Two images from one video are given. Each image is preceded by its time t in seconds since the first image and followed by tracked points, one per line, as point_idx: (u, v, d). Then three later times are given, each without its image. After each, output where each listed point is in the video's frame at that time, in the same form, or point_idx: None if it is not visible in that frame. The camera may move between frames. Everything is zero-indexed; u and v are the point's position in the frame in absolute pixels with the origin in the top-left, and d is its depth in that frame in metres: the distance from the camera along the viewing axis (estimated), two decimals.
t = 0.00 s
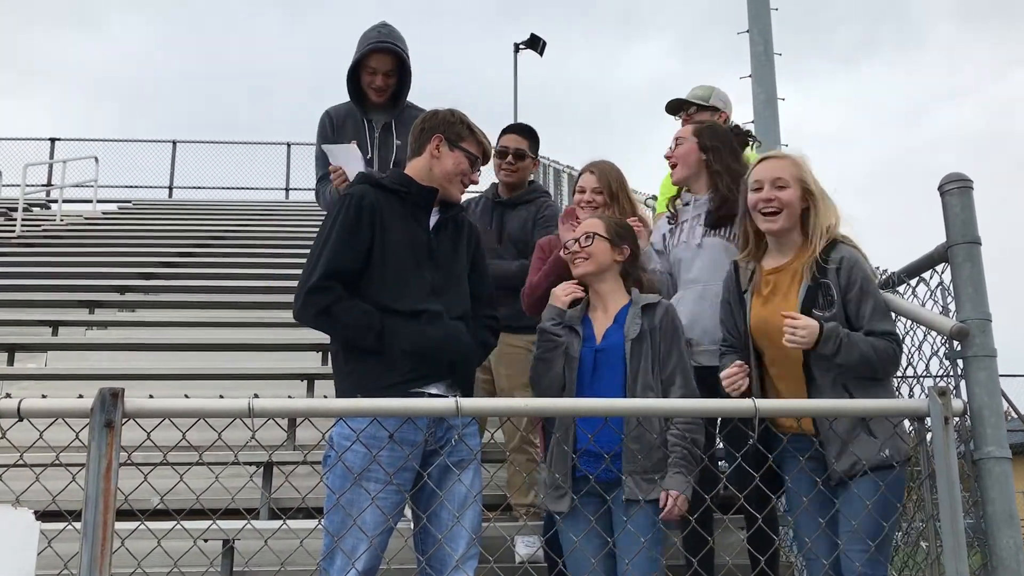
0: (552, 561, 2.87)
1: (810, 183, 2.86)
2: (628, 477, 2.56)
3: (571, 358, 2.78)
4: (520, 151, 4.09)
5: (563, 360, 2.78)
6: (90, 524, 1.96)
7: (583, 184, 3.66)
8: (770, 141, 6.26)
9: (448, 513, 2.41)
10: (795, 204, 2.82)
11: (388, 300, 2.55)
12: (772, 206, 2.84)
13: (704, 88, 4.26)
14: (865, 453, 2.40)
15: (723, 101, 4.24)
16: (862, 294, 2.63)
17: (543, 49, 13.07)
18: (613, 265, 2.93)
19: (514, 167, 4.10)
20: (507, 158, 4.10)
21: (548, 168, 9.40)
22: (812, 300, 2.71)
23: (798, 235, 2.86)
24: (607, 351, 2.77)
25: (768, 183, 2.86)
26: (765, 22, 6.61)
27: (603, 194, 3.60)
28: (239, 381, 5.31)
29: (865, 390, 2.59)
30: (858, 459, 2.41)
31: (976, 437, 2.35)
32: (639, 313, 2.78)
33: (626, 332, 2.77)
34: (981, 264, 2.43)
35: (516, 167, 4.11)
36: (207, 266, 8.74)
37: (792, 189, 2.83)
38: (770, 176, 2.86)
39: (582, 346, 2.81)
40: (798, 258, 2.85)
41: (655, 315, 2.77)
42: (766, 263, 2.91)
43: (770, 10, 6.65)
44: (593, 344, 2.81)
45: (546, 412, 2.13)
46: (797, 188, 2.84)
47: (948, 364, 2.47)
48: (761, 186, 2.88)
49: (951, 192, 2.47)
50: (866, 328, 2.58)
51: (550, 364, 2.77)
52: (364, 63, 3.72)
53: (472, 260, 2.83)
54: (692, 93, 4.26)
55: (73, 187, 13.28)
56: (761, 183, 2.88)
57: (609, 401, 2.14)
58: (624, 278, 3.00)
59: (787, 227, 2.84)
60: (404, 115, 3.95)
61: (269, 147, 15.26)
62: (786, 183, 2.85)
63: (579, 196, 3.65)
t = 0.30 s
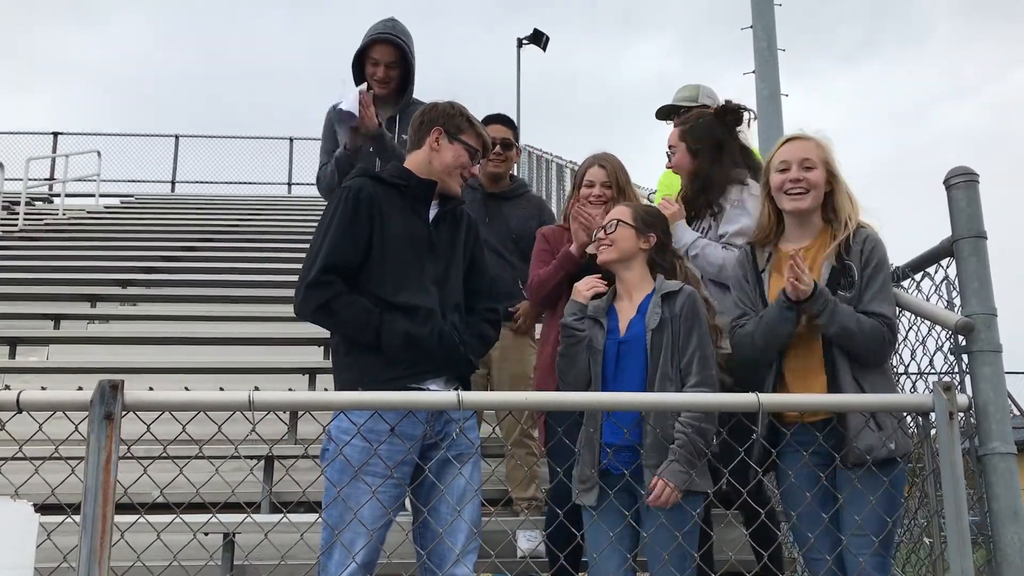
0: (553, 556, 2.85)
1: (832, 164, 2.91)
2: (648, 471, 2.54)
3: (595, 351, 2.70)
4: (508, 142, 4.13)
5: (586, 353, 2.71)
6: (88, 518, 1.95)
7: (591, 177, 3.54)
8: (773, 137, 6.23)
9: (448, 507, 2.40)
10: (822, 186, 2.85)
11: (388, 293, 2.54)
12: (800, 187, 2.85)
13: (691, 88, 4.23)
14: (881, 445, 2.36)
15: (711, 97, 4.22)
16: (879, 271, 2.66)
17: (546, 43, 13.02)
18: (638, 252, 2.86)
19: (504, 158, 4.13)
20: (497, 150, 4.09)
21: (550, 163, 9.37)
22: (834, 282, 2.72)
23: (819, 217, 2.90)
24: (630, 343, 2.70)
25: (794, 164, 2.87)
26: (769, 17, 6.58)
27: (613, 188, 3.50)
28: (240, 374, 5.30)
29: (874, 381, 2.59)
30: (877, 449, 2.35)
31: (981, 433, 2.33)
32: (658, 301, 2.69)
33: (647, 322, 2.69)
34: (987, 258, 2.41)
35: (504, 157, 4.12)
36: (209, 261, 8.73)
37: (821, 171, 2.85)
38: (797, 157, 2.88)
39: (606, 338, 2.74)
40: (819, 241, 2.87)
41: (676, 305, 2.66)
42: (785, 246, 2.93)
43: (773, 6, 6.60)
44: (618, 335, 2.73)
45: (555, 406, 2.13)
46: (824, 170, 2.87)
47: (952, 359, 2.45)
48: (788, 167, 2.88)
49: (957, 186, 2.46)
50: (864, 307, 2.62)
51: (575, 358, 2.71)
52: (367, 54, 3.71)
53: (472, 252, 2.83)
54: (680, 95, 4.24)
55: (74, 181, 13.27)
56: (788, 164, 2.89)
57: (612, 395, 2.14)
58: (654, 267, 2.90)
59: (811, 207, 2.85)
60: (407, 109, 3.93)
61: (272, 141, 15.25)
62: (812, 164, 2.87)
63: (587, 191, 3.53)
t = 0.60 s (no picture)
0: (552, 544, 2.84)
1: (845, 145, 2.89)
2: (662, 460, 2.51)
3: (608, 339, 2.69)
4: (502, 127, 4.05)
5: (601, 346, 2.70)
6: (81, 500, 1.94)
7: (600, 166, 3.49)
8: (780, 128, 6.18)
9: (445, 493, 2.39)
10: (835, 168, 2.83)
11: (386, 276, 2.51)
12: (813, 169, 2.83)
13: (683, 76, 4.19)
14: (880, 427, 2.35)
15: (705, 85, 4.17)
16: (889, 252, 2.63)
17: (553, 33, 12.94)
18: (657, 239, 2.80)
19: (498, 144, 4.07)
20: (493, 136, 4.00)
21: (556, 153, 9.33)
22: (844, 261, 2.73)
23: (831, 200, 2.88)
24: (643, 330, 2.66)
25: (808, 145, 2.85)
26: (777, 8, 6.52)
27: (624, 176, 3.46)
28: (243, 361, 5.30)
29: (877, 364, 2.58)
30: (877, 429, 2.35)
31: (986, 423, 2.30)
32: (672, 288, 2.64)
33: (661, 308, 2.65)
34: (994, 245, 2.37)
35: (499, 143, 4.04)
36: (213, 248, 8.72)
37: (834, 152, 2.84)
38: (810, 138, 2.85)
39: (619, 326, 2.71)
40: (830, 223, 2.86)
41: (690, 291, 2.61)
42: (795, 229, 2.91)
43: None
44: (631, 323, 2.70)
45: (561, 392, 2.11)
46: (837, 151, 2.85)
47: (958, 348, 2.42)
48: (801, 148, 2.86)
49: (964, 172, 2.42)
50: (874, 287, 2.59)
51: (591, 349, 2.70)
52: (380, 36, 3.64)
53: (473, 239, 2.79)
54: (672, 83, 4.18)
55: (80, 168, 13.27)
56: (801, 145, 2.86)
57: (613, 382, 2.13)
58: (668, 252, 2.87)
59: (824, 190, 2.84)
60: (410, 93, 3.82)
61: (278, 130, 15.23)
62: (825, 146, 2.85)
63: (596, 180, 3.49)
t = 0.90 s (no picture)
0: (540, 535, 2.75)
1: (839, 120, 2.75)
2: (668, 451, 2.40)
3: (612, 323, 2.58)
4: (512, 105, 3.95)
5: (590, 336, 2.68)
6: (41, 483, 1.85)
7: (584, 144, 3.35)
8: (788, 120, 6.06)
9: (426, 479, 2.29)
10: (828, 148, 2.73)
11: (371, 253, 2.43)
12: (804, 151, 2.74)
13: (686, 59, 4.03)
14: (878, 415, 2.26)
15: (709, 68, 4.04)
16: (893, 230, 2.55)
17: (560, 23, 12.80)
18: (662, 214, 2.68)
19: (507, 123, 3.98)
20: (505, 113, 3.95)
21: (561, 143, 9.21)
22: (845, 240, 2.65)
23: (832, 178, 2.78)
24: (647, 313, 2.56)
25: (794, 128, 2.75)
26: None
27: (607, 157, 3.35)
28: (236, 346, 5.22)
29: (881, 348, 2.48)
30: (875, 417, 2.26)
31: (994, 412, 2.19)
32: (677, 268, 2.53)
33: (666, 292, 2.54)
34: (1005, 227, 2.26)
35: (511, 121, 3.97)
36: (213, 236, 8.64)
37: (824, 130, 2.72)
38: (797, 120, 2.75)
39: (622, 309, 2.60)
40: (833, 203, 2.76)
41: (697, 272, 2.51)
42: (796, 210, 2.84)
43: None
44: (634, 306, 2.59)
45: (547, 375, 2.02)
46: (829, 128, 2.73)
47: (965, 334, 2.31)
48: (788, 132, 2.76)
49: (974, 150, 2.31)
50: (880, 266, 2.51)
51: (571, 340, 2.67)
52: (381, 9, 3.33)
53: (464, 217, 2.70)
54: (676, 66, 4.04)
55: (82, 154, 13.21)
56: (789, 128, 2.77)
57: (605, 364, 2.04)
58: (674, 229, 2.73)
59: (820, 171, 2.75)
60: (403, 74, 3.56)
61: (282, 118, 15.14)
62: (814, 126, 2.74)
63: (577, 157, 3.35)
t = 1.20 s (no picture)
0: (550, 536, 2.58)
1: (847, 93, 2.49)
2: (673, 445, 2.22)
3: (615, 305, 2.44)
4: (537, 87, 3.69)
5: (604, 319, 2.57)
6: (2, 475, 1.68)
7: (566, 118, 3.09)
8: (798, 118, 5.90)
9: (428, 474, 2.11)
10: (834, 129, 2.49)
11: (367, 234, 2.26)
12: (808, 136, 2.53)
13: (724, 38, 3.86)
14: (916, 408, 2.08)
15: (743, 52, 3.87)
16: (916, 213, 2.32)
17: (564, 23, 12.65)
18: (679, 189, 2.50)
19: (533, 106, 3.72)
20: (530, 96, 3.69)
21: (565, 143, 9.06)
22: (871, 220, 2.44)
23: (854, 156, 2.53)
24: (651, 295, 2.39)
25: (794, 113, 2.55)
26: None
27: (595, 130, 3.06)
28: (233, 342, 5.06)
29: (917, 336, 2.30)
30: (916, 409, 2.08)
31: None
32: (686, 250, 2.35)
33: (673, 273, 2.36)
34: None
35: (538, 103, 3.72)
36: (211, 233, 8.49)
37: (824, 112, 2.50)
38: (794, 104, 2.55)
39: (629, 289, 2.45)
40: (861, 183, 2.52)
41: (709, 252, 2.32)
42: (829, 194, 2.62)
43: None
44: (640, 287, 2.43)
45: (553, 360, 1.86)
46: (831, 107, 2.50)
47: (1011, 319, 2.14)
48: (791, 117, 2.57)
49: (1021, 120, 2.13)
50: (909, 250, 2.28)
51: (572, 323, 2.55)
52: None
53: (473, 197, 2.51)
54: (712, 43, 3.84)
55: (83, 152, 13.09)
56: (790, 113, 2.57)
57: (616, 348, 1.88)
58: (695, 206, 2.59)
59: (833, 154, 2.53)
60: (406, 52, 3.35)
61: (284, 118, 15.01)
62: (814, 107, 2.51)
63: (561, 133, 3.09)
